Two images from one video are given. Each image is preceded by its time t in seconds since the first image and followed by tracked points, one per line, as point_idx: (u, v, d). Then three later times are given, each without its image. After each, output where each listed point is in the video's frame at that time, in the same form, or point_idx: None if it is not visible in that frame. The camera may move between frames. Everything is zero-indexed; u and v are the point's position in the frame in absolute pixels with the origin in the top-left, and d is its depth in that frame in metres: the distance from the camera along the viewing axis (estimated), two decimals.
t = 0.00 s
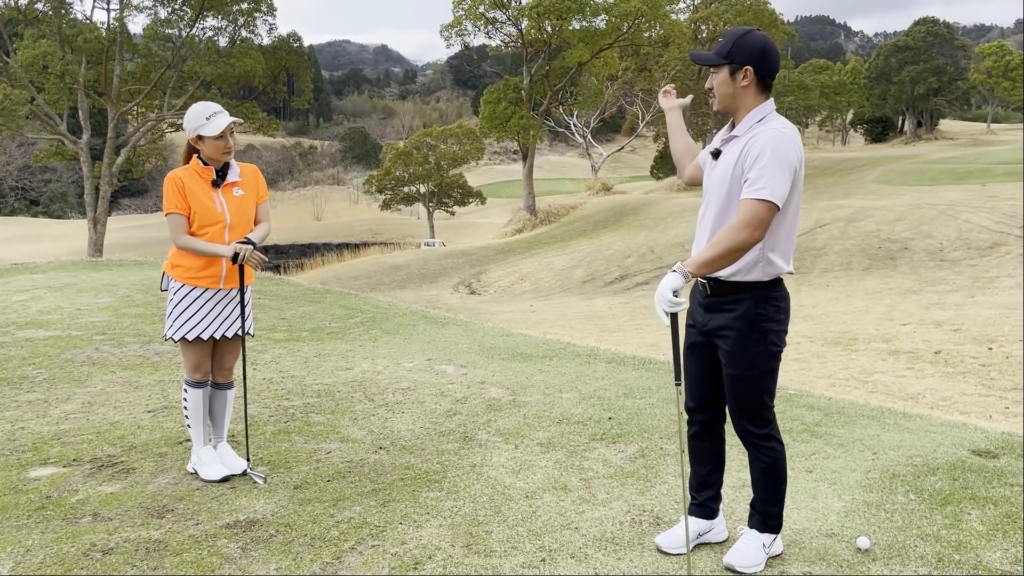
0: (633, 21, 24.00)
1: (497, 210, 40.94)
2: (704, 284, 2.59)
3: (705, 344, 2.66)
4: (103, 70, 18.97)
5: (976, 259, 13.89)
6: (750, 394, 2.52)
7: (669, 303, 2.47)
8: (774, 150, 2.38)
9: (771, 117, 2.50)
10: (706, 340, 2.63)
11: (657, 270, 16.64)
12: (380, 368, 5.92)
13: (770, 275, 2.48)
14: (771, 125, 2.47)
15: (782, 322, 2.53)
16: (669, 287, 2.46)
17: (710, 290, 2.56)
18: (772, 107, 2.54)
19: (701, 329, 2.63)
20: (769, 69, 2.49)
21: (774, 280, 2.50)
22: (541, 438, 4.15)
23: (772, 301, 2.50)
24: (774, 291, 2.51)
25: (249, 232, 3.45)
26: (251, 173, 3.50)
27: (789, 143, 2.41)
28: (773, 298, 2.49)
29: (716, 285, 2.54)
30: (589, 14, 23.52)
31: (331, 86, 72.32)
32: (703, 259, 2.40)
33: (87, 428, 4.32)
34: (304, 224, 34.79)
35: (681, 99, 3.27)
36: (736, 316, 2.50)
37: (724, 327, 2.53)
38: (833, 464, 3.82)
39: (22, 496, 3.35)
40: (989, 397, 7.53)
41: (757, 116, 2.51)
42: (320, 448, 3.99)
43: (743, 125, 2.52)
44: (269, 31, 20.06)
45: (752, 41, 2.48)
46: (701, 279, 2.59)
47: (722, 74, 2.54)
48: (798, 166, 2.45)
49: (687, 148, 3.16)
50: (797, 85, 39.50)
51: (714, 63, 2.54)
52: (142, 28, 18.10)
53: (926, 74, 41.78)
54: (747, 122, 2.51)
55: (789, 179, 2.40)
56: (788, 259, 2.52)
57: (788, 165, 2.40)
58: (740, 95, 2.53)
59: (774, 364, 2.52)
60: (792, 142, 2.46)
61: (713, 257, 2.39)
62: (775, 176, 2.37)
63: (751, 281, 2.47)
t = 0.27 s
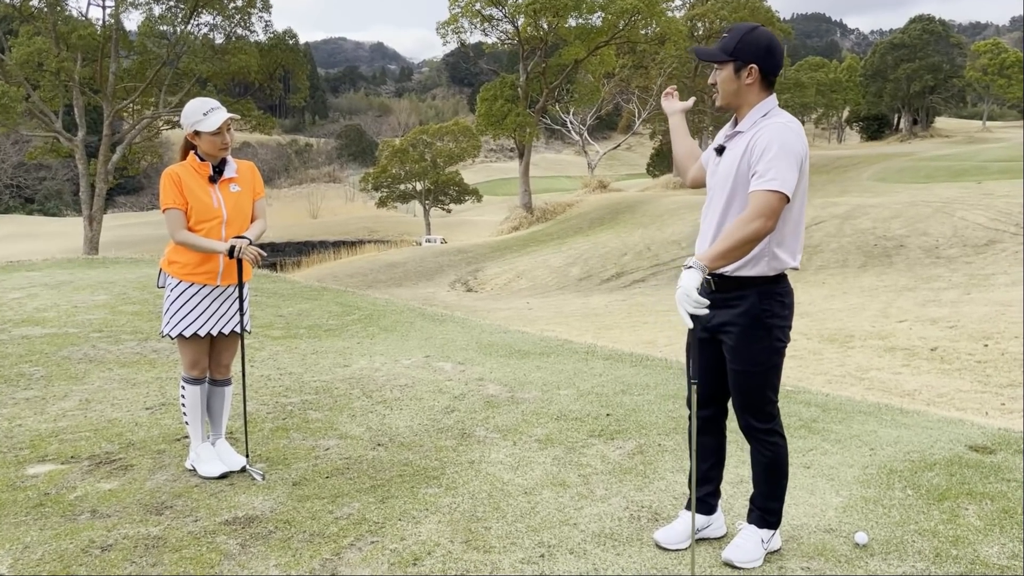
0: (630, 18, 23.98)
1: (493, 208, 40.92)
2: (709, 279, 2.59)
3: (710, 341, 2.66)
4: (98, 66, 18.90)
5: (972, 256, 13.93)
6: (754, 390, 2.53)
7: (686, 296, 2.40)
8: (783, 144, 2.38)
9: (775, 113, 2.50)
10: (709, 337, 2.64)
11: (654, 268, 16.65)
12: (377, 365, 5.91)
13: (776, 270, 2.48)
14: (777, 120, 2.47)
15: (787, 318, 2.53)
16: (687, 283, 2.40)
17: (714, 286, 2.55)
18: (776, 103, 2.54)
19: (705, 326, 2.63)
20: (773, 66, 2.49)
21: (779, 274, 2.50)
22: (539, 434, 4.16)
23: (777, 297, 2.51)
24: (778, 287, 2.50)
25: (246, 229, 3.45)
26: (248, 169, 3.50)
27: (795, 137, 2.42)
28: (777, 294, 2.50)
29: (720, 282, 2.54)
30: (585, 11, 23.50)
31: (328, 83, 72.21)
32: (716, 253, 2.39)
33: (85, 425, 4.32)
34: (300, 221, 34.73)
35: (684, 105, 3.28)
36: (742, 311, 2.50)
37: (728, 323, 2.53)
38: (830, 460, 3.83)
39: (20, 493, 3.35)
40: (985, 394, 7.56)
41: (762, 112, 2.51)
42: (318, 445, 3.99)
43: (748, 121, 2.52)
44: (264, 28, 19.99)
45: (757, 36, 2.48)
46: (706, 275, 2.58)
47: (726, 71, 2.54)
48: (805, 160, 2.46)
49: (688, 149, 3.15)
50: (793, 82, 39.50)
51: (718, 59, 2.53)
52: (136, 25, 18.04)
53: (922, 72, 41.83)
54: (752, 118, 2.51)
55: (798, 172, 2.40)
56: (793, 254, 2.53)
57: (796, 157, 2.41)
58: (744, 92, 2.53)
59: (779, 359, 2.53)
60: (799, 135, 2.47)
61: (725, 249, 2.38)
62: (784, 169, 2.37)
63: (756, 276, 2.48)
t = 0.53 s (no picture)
0: (627, 17, 23.97)
1: (491, 206, 40.91)
2: (712, 277, 2.61)
3: (715, 339, 2.66)
4: (94, 64, 18.85)
5: (968, 254, 13.97)
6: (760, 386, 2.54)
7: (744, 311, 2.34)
8: (793, 141, 2.39)
9: (776, 109, 2.50)
10: (713, 334, 2.64)
11: (651, 266, 16.67)
12: (375, 363, 5.92)
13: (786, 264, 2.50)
14: (779, 116, 2.48)
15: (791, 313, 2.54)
16: (747, 296, 2.34)
17: (718, 283, 2.57)
18: (774, 99, 2.55)
19: (709, 323, 2.64)
20: (772, 63, 2.51)
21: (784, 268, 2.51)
22: (537, 431, 4.17)
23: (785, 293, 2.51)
24: (782, 284, 2.53)
25: (243, 227, 3.44)
26: (246, 167, 3.49)
27: (800, 132, 2.43)
28: (781, 290, 2.51)
29: (723, 279, 2.56)
30: (582, 10, 23.50)
31: (324, 81, 72.11)
32: (758, 259, 2.35)
33: (84, 422, 4.32)
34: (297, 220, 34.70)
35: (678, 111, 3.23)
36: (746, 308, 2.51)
37: (733, 319, 2.54)
38: (828, 456, 3.84)
39: (19, 490, 3.34)
40: (982, 391, 7.58)
41: (764, 110, 2.51)
42: (317, 442, 3.99)
43: (751, 117, 2.52)
44: (261, 26, 19.94)
45: (756, 34, 2.49)
46: (712, 273, 2.59)
47: (726, 68, 2.54)
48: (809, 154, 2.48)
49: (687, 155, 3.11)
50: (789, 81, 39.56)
51: (718, 56, 2.53)
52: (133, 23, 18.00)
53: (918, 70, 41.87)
54: (753, 115, 2.52)
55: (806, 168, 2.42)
56: (798, 250, 2.54)
57: (802, 152, 2.42)
58: (744, 89, 2.54)
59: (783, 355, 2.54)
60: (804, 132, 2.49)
61: (761, 256, 2.35)
62: (795, 165, 2.38)
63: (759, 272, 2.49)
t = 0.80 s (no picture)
0: (624, 16, 23.98)
1: (488, 205, 40.92)
2: (709, 277, 2.63)
3: (714, 338, 2.68)
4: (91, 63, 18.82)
5: (964, 253, 14.01)
6: (760, 385, 2.57)
7: (801, 339, 2.42)
8: (791, 141, 2.40)
9: (770, 110, 2.51)
10: (711, 333, 2.66)
11: (648, 265, 16.69)
12: (372, 362, 5.93)
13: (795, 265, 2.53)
14: (773, 117, 2.50)
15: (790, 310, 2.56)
16: (807, 323, 2.41)
17: (717, 284, 2.59)
18: (767, 99, 2.57)
19: (707, 322, 2.66)
20: (761, 62, 2.52)
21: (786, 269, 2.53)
22: (534, 431, 4.18)
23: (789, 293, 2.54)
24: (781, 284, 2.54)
25: (239, 227, 3.45)
26: (243, 167, 3.50)
27: (797, 131, 2.45)
28: (779, 288, 2.53)
29: (721, 279, 2.57)
30: (579, 9, 23.52)
31: (321, 80, 72.03)
32: (796, 284, 2.40)
33: (81, 422, 4.32)
34: (295, 219, 34.69)
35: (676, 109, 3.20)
36: (744, 308, 2.52)
37: (731, 319, 2.56)
38: (823, 455, 3.86)
39: (17, 489, 3.36)
40: (977, 390, 7.60)
41: (758, 111, 2.53)
42: (313, 441, 4.00)
43: (744, 120, 2.54)
44: (258, 26, 19.93)
45: (741, 37, 2.50)
46: (709, 273, 2.61)
47: (715, 72, 2.55)
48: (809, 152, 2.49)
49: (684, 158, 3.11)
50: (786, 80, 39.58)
51: (706, 62, 2.55)
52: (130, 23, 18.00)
53: (915, 69, 41.92)
54: (746, 117, 2.53)
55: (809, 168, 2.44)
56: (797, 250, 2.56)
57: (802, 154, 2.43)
58: (735, 91, 2.55)
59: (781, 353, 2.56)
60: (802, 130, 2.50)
61: (796, 278, 2.39)
62: (796, 165, 2.39)
63: (757, 272, 2.51)
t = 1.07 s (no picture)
0: (622, 15, 23.98)
1: (486, 205, 40.93)
2: (708, 277, 2.63)
3: (712, 338, 2.69)
4: (89, 63, 18.81)
5: (962, 252, 14.04)
6: (759, 383, 2.58)
7: (791, 341, 2.43)
8: (793, 145, 2.42)
9: (771, 113, 2.53)
10: (708, 332, 2.67)
11: (646, 264, 16.70)
12: (370, 361, 5.94)
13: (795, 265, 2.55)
14: (772, 119, 2.51)
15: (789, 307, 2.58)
16: (797, 326, 2.43)
17: (715, 283, 2.60)
18: (765, 101, 2.58)
19: (704, 322, 2.67)
20: (759, 65, 2.53)
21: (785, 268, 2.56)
22: (531, 430, 4.18)
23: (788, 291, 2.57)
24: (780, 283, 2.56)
25: (237, 228, 3.45)
26: (240, 167, 3.50)
27: (796, 133, 2.47)
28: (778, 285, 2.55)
29: (721, 279, 2.58)
30: (577, 8, 23.54)
31: (319, 79, 71.97)
32: (789, 286, 2.41)
33: (80, 421, 4.33)
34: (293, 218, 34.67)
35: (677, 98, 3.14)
36: (745, 305, 2.54)
37: (730, 317, 2.56)
38: (820, 454, 3.87)
39: (15, 488, 3.36)
40: (974, 389, 7.62)
41: (757, 114, 2.54)
42: (311, 441, 4.00)
43: (743, 122, 2.54)
44: (256, 25, 19.90)
45: (740, 39, 2.51)
46: (707, 273, 2.62)
47: (714, 75, 2.56)
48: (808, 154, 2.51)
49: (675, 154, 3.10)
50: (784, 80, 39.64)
51: (705, 64, 2.55)
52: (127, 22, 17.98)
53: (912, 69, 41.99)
54: (745, 120, 2.54)
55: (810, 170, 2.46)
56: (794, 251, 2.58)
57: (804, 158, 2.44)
58: (735, 93, 2.56)
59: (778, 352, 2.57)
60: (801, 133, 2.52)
61: (789, 281, 2.41)
62: (797, 168, 2.41)
63: (755, 272, 2.52)
